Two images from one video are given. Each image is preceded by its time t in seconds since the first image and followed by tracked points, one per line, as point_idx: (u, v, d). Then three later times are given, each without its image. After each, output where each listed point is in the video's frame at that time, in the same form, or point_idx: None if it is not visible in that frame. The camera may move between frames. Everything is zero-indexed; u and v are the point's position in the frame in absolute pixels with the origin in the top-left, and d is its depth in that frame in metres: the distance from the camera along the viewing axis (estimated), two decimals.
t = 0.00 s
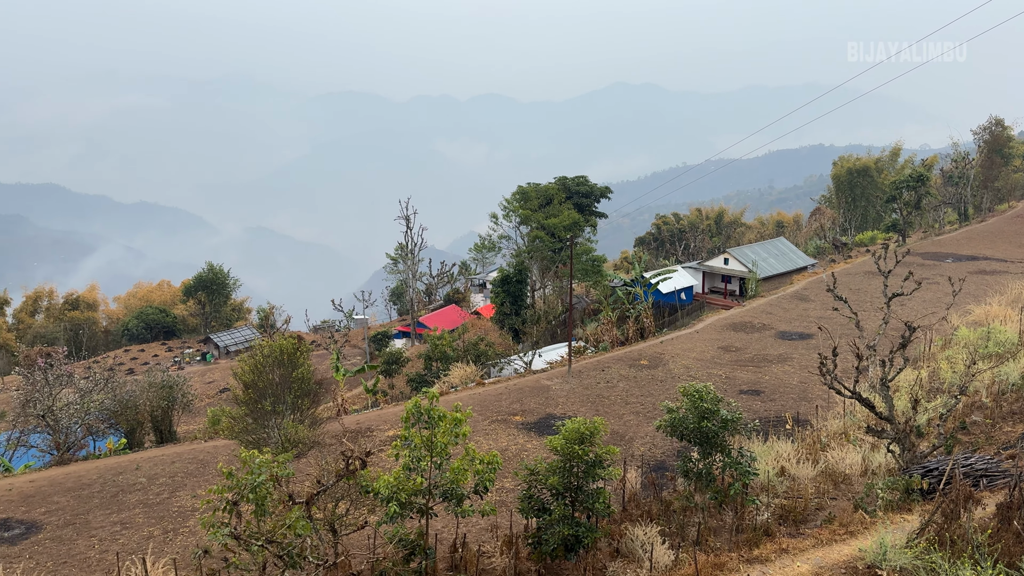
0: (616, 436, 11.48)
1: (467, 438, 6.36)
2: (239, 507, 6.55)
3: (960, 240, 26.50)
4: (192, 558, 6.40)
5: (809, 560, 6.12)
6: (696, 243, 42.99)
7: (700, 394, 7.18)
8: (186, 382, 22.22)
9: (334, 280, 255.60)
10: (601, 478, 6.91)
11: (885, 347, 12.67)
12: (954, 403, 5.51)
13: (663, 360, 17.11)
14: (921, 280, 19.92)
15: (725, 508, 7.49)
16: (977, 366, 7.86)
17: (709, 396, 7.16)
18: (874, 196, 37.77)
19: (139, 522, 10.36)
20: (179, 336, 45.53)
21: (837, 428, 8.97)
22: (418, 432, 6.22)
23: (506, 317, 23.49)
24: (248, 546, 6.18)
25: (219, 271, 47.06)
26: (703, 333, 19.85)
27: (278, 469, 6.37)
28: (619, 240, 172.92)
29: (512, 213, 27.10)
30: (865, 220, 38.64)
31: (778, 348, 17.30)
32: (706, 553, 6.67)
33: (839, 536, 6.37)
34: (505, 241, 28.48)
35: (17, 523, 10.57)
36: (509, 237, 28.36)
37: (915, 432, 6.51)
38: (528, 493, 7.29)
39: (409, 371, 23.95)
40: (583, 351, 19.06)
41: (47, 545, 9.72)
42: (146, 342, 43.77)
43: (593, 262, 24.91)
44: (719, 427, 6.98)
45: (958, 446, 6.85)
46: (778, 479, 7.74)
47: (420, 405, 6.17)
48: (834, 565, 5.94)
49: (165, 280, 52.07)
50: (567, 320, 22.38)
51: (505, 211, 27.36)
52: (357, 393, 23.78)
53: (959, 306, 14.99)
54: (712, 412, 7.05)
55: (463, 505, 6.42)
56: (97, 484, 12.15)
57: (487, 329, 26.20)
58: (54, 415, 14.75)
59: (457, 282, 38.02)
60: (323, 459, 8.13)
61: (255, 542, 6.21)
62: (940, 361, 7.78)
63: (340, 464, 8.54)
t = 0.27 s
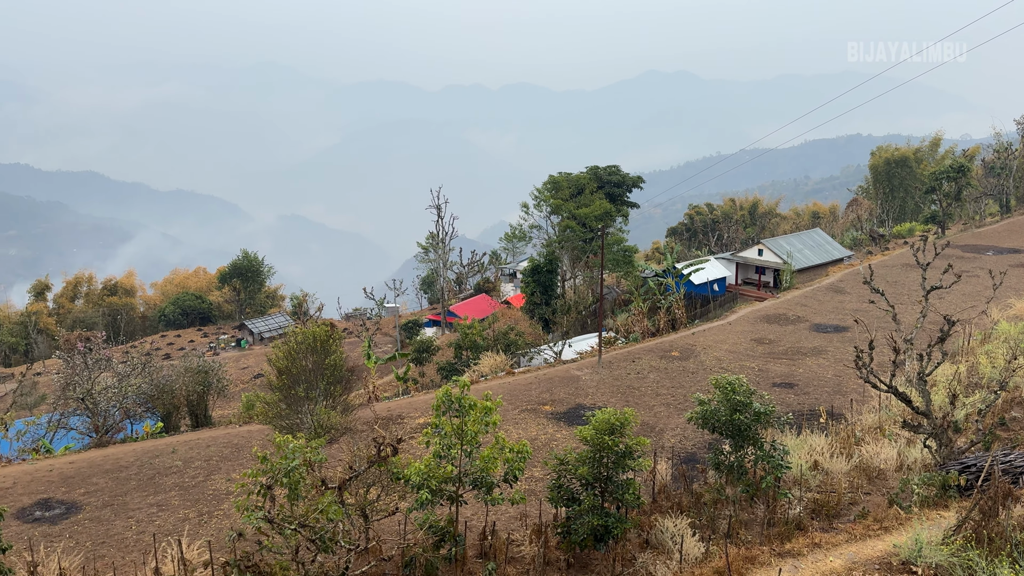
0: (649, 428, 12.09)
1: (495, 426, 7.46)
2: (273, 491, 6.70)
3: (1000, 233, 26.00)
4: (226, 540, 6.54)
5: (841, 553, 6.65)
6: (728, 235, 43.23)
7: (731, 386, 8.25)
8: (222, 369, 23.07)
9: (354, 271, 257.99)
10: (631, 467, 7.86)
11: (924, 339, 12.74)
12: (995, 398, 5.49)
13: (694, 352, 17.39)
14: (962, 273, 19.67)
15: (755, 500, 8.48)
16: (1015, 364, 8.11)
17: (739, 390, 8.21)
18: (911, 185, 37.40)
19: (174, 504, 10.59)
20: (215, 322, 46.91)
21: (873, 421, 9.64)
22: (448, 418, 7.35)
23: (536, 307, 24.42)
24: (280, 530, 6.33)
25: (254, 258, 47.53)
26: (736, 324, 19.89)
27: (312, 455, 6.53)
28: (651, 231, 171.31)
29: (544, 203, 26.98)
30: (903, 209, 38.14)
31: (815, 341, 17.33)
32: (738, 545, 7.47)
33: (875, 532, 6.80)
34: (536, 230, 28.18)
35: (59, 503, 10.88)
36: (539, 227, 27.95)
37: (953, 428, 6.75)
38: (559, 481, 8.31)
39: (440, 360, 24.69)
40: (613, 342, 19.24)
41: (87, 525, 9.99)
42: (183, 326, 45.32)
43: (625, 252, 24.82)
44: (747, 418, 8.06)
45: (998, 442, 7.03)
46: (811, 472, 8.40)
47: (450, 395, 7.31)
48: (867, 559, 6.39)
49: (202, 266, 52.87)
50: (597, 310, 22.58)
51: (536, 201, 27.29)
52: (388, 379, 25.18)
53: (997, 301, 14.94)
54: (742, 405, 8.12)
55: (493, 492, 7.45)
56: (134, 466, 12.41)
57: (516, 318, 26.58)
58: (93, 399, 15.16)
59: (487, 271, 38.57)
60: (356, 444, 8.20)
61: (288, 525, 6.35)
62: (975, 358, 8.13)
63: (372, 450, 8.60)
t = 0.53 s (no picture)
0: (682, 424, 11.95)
1: (527, 418, 7.61)
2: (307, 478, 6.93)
3: None
4: (263, 524, 6.82)
5: (875, 552, 6.74)
6: (764, 228, 42.31)
7: (765, 381, 8.16)
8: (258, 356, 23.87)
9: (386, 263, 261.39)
10: (662, 461, 7.86)
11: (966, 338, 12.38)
12: None
13: (729, 346, 17.15)
14: (1006, 269, 19.02)
15: (789, 497, 8.44)
16: None
17: (773, 385, 8.16)
18: (952, 180, 36.08)
19: (211, 489, 11.09)
20: (252, 311, 48.02)
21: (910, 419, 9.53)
22: (480, 411, 7.51)
23: (567, 300, 24.35)
24: (316, 516, 6.63)
25: (291, 249, 48.65)
26: (771, 319, 19.52)
27: (343, 443, 6.82)
28: (687, 224, 168.07)
29: (577, 195, 26.81)
30: (944, 203, 36.96)
31: (852, 336, 17.05)
32: (771, 542, 7.48)
33: (910, 531, 6.95)
34: (569, 222, 28.07)
35: (99, 486, 11.47)
36: (572, 219, 27.84)
37: (993, 426, 6.67)
38: (589, 474, 8.38)
39: (472, 351, 24.95)
40: (645, 335, 19.11)
41: (126, 508, 10.51)
42: (220, 315, 46.50)
43: (658, 246, 24.55)
44: (782, 414, 7.97)
45: None
46: (846, 469, 8.26)
47: (482, 386, 7.50)
48: (902, 559, 6.53)
49: (239, 257, 54.51)
50: (628, 304, 22.47)
51: (569, 192, 27.16)
52: (419, 369, 25.52)
53: None
54: (778, 401, 8.03)
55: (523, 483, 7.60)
56: (172, 451, 13.00)
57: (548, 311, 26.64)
58: (133, 384, 15.84)
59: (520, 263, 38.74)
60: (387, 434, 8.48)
61: (323, 512, 6.65)
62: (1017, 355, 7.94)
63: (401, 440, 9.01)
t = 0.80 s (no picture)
0: (715, 421, 11.89)
1: (558, 412, 7.71)
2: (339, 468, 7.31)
3: None
4: (297, 511, 7.23)
5: (911, 554, 6.74)
6: (801, 223, 41.39)
7: (803, 379, 8.06)
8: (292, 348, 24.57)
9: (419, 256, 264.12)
10: (694, 458, 7.92)
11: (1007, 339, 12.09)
12: None
13: (764, 343, 16.91)
14: None
15: (824, 496, 8.33)
16: None
17: (810, 382, 8.03)
18: (999, 176, 34.71)
19: (246, 477, 11.63)
20: (288, 302, 49.28)
21: (950, 419, 9.45)
22: (511, 403, 7.65)
23: (600, 294, 24.24)
24: (348, 505, 6.97)
25: (327, 241, 50.39)
26: (808, 316, 19.16)
27: (375, 433, 7.15)
28: (723, 218, 164.81)
29: (612, 188, 26.70)
30: (989, 200, 35.52)
31: (891, 335, 16.69)
32: (805, 541, 7.38)
33: (947, 532, 6.97)
34: (602, 217, 27.97)
35: (138, 472, 12.08)
36: (606, 213, 27.71)
37: None
38: (620, 470, 8.46)
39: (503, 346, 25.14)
40: (679, 331, 18.97)
41: (164, 494, 11.05)
42: (257, 306, 47.98)
43: (693, 240, 24.26)
44: (821, 413, 7.87)
45: None
46: (882, 470, 8.25)
47: (514, 379, 7.65)
48: (939, 561, 6.54)
49: (276, 249, 56.18)
50: (662, 300, 22.27)
51: (603, 186, 27.01)
52: (453, 362, 25.84)
53: None
54: (814, 399, 7.92)
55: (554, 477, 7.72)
56: (210, 438, 13.69)
57: (581, 306, 26.62)
58: (171, 373, 16.67)
59: (552, 257, 38.79)
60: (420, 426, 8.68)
61: (354, 501, 6.98)
62: None
63: (433, 432, 9.22)
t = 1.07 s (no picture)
0: (747, 420, 11.80)
1: (589, 409, 7.82)
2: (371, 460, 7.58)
3: None
4: (331, 502, 7.57)
5: (948, 558, 6.69)
6: (840, 221, 40.38)
7: (840, 378, 7.98)
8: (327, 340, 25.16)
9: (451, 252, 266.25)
10: (727, 456, 7.94)
11: None
12: None
13: (800, 342, 16.62)
14: None
15: (860, 498, 8.23)
16: None
17: (847, 382, 7.93)
18: None
19: (280, 468, 12.09)
20: (322, 295, 50.35)
21: (991, 422, 9.26)
22: (543, 399, 7.78)
23: (632, 291, 24.10)
24: (381, 496, 7.26)
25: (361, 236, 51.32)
26: (846, 314, 18.74)
27: (408, 426, 7.37)
28: (760, 214, 160.93)
29: (646, 184, 26.50)
30: None
31: (932, 335, 16.28)
32: (839, 542, 7.32)
33: (986, 536, 6.91)
34: (636, 213, 27.77)
35: (175, 460, 12.57)
36: (640, 209, 27.48)
37: None
38: (652, 467, 8.56)
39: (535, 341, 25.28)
40: (713, 328, 18.75)
41: (200, 482, 11.49)
42: (293, 299, 49.25)
43: (728, 237, 23.92)
44: (857, 413, 7.77)
45: None
46: (921, 471, 8.21)
47: (546, 374, 7.79)
48: (979, 564, 6.50)
49: (312, 243, 57.54)
50: (696, 297, 22.04)
51: (636, 181, 26.81)
52: (485, 357, 26.10)
53: None
54: (850, 400, 7.82)
55: (584, 473, 7.85)
56: (245, 429, 14.37)
57: (613, 302, 26.51)
58: (209, 364, 17.31)
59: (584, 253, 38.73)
60: (450, 420, 8.87)
61: (386, 493, 7.28)
62: None
63: (465, 425, 9.36)
